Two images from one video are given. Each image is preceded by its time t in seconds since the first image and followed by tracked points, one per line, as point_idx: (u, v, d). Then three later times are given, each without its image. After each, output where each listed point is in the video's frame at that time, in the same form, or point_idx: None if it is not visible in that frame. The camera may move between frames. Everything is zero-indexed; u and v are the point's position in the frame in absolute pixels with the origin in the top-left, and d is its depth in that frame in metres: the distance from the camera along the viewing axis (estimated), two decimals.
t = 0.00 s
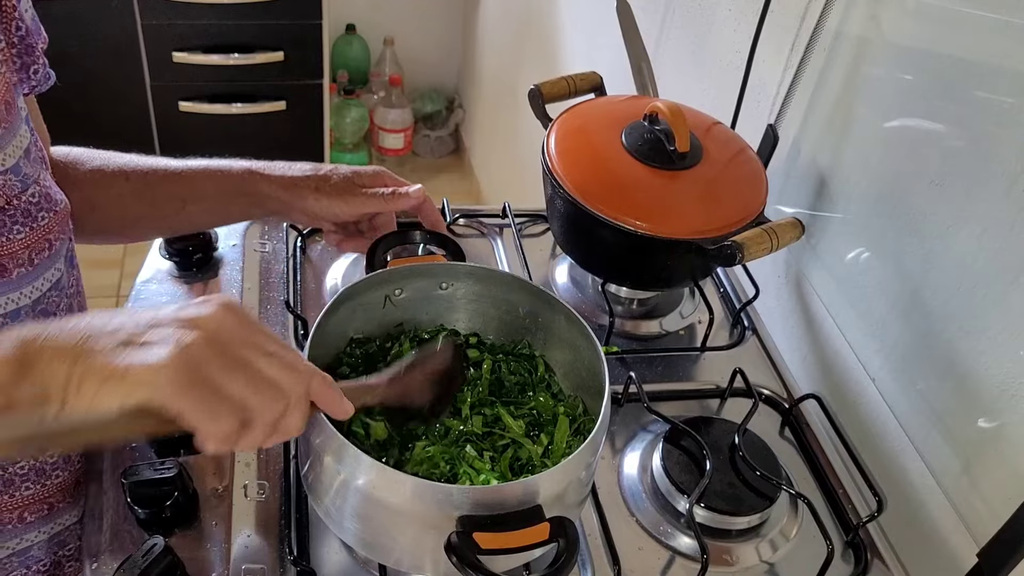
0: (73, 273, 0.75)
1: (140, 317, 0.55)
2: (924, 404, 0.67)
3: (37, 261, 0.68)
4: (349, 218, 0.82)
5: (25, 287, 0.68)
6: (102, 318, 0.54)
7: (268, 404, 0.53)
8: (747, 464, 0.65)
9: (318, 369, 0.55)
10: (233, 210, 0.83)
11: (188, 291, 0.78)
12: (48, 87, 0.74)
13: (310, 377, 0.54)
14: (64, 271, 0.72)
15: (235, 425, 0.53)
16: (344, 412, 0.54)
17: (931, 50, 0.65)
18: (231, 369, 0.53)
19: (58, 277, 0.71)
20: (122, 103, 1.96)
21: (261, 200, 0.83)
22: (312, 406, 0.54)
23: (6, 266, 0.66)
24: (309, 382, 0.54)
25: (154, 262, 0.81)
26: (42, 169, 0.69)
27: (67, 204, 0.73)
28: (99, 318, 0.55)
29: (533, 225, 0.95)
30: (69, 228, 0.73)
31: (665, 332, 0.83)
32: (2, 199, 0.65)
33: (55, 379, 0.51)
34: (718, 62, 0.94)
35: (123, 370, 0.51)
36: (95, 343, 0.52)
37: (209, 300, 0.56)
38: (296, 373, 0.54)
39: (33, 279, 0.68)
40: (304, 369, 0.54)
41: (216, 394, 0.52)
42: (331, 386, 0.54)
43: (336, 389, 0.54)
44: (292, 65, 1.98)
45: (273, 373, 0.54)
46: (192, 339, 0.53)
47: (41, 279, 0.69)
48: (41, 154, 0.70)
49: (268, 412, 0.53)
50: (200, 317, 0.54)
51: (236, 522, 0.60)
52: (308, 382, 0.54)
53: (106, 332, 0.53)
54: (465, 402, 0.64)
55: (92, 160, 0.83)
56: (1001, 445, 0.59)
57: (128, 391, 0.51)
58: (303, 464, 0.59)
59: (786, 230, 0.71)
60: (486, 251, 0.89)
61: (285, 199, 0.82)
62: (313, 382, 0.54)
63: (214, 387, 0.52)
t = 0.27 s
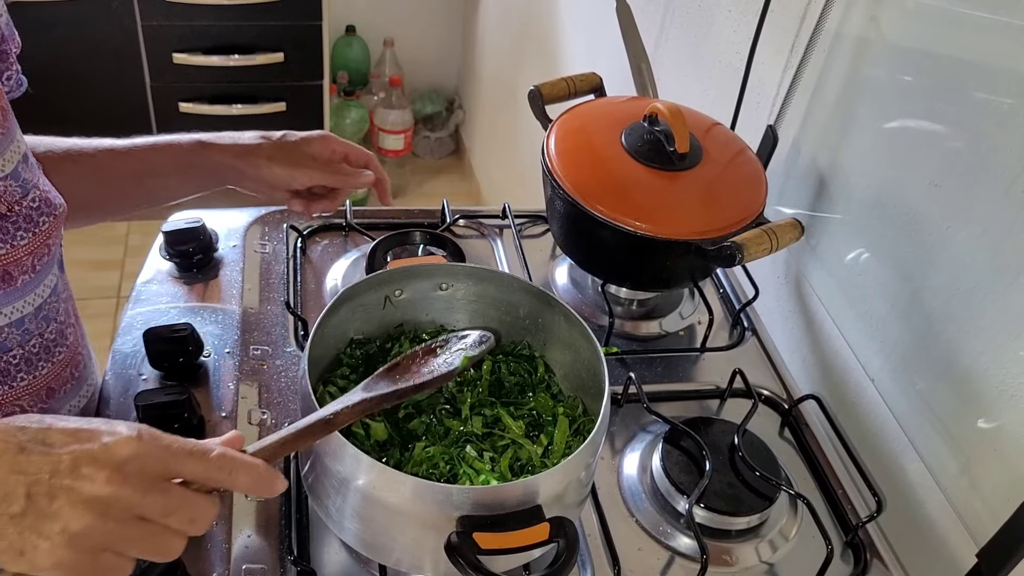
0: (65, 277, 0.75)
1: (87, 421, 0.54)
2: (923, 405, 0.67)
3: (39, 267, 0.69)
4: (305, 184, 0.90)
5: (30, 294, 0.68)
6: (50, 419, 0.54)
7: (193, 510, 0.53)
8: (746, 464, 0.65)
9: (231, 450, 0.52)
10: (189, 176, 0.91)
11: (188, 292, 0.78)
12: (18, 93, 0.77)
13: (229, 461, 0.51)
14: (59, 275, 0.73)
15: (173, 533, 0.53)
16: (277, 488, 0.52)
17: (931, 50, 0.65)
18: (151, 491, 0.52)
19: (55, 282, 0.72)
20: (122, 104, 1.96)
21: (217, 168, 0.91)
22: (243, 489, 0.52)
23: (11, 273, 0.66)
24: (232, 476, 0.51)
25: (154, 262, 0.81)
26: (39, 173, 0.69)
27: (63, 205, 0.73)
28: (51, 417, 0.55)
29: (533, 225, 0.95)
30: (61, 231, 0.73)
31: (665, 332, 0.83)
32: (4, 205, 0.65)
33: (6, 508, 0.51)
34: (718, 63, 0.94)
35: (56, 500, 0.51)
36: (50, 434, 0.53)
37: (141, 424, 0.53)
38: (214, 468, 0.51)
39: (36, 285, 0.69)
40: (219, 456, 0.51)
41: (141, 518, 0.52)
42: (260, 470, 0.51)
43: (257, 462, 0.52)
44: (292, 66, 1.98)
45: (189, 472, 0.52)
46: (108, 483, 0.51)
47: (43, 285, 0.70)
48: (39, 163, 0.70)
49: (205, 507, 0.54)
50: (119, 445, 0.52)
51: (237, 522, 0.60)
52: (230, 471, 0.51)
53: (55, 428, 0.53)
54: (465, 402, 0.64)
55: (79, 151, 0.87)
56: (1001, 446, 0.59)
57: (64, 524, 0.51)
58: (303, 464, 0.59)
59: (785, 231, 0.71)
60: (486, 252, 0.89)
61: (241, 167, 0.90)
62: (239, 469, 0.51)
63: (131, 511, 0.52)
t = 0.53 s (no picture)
0: (56, 275, 0.75)
1: (104, 409, 0.54)
2: (921, 404, 0.67)
3: (29, 266, 0.69)
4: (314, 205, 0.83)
5: (22, 293, 0.69)
6: (65, 408, 0.54)
7: (212, 489, 0.53)
8: (744, 464, 0.65)
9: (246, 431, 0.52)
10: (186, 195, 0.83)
11: (187, 292, 0.79)
12: (7, 85, 0.74)
13: (244, 443, 0.51)
14: (52, 274, 0.73)
15: (195, 512, 0.53)
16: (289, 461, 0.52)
17: (929, 50, 0.65)
18: (169, 475, 0.52)
19: (46, 281, 0.72)
20: (122, 105, 1.96)
21: (219, 185, 0.83)
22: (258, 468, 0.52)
23: None
24: (247, 455, 0.51)
25: (152, 261, 0.81)
26: (24, 170, 0.69)
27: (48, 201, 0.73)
28: (65, 405, 0.54)
29: (531, 225, 0.95)
30: (49, 228, 0.73)
31: (663, 332, 0.84)
32: None
33: (34, 496, 0.51)
34: (716, 63, 0.94)
35: (81, 490, 0.51)
36: (71, 427, 0.52)
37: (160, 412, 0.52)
38: (230, 449, 0.51)
39: (28, 284, 0.69)
40: (234, 438, 0.51)
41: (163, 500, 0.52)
42: (275, 451, 0.51)
43: (269, 440, 0.52)
44: (291, 66, 1.98)
45: (206, 455, 0.52)
46: (127, 473, 0.51)
47: (35, 283, 0.70)
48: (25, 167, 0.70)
49: (224, 484, 0.53)
50: (137, 435, 0.51)
51: (235, 522, 0.61)
52: (245, 451, 0.51)
53: (73, 416, 0.53)
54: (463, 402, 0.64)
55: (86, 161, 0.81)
56: (997, 445, 0.59)
57: (90, 512, 0.51)
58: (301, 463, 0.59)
59: (783, 231, 0.71)
60: (484, 251, 0.89)
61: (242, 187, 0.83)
62: (253, 449, 0.51)
63: (152, 495, 0.52)
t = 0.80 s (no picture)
0: (49, 275, 0.75)
1: (117, 397, 0.55)
2: (920, 404, 0.67)
3: (17, 267, 0.68)
4: (369, 226, 0.81)
5: (11, 293, 0.68)
6: (78, 396, 0.55)
7: (224, 475, 0.54)
8: (742, 463, 0.65)
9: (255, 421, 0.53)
10: (245, 213, 0.83)
11: (186, 293, 0.79)
12: (21, 81, 0.74)
13: (253, 432, 0.52)
14: (43, 274, 0.73)
15: (206, 498, 0.54)
16: (292, 453, 0.53)
17: (928, 50, 0.65)
18: (182, 460, 0.53)
19: (38, 281, 0.72)
20: (121, 105, 1.96)
21: (274, 205, 0.83)
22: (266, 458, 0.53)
23: None
24: (256, 445, 0.52)
25: (150, 261, 0.81)
26: (15, 171, 0.69)
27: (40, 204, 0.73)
28: (79, 394, 0.56)
29: (530, 225, 0.95)
30: (43, 230, 0.73)
31: (661, 332, 0.84)
32: None
33: (49, 480, 0.52)
34: (716, 63, 0.94)
35: (96, 474, 0.52)
36: (86, 413, 0.54)
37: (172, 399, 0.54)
38: (239, 438, 0.52)
39: (15, 286, 0.68)
40: (244, 427, 0.52)
41: (176, 485, 0.53)
42: (280, 441, 0.52)
43: (275, 430, 0.53)
44: (291, 66, 1.98)
45: (217, 443, 0.53)
46: (142, 457, 0.52)
47: (24, 285, 0.69)
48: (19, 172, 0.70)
49: (235, 472, 0.54)
50: (152, 419, 0.53)
51: (234, 523, 0.61)
52: (253, 439, 0.52)
53: (88, 403, 0.54)
54: (466, 404, 0.65)
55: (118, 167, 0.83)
56: (996, 445, 0.59)
57: (103, 495, 0.52)
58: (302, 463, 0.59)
59: (781, 231, 0.71)
60: (483, 252, 0.89)
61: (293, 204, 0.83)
62: (261, 437, 0.52)
63: (165, 480, 0.53)
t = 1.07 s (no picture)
0: (38, 271, 0.75)
1: (121, 387, 0.55)
2: (921, 403, 0.67)
3: (12, 263, 0.69)
4: (383, 225, 0.82)
5: (5, 288, 0.68)
6: (81, 387, 0.55)
7: (227, 466, 0.54)
8: (744, 464, 0.65)
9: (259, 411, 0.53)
10: (265, 206, 0.84)
11: (187, 292, 0.79)
12: (22, 74, 0.73)
13: (258, 423, 0.52)
14: (32, 270, 0.73)
15: (210, 489, 0.55)
16: (296, 446, 0.54)
17: (929, 50, 0.65)
18: (186, 451, 0.53)
19: (28, 278, 0.72)
20: (122, 105, 1.96)
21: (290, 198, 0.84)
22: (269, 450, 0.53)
23: None
24: (259, 437, 0.52)
25: (151, 261, 0.81)
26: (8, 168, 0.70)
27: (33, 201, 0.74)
28: (83, 384, 0.56)
29: (531, 225, 0.95)
30: (35, 228, 0.74)
31: (662, 332, 0.84)
32: None
33: (53, 470, 0.52)
34: (717, 62, 0.94)
35: (100, 464, 0.52)
36: (91, 402, 0.54)
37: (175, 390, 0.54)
38: (243, 429, 0.52)
39: (8, 282, 0.68)
40: (248, 418, 0.53)
41: (180, 475, 0.54)
42: (281, 433, 0.53)
43: (278, 422, 0.53)
44: (291, 66, 1.98)
45: (221, 433, 0.53)
46: (147, 447, 0.52)
47: (16, 280, 0.70)
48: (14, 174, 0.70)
49: (238, 463, 0.55)
50: (157, 410, 0.53)
51: (235, 522, 0.61)
52: (257, 431, 0.52)
53: (92, 394, 0.54)
54: (475, 410, 0.63)
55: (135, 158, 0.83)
56: (998, 445, 0.59)
57: (107, 485, 0.52)
58: (306, 463, 0.59)
59: (782, 231, 0.71)
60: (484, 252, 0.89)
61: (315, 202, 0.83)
62: (265, 429, 0.53)
63: (169, 470, 0.53)
